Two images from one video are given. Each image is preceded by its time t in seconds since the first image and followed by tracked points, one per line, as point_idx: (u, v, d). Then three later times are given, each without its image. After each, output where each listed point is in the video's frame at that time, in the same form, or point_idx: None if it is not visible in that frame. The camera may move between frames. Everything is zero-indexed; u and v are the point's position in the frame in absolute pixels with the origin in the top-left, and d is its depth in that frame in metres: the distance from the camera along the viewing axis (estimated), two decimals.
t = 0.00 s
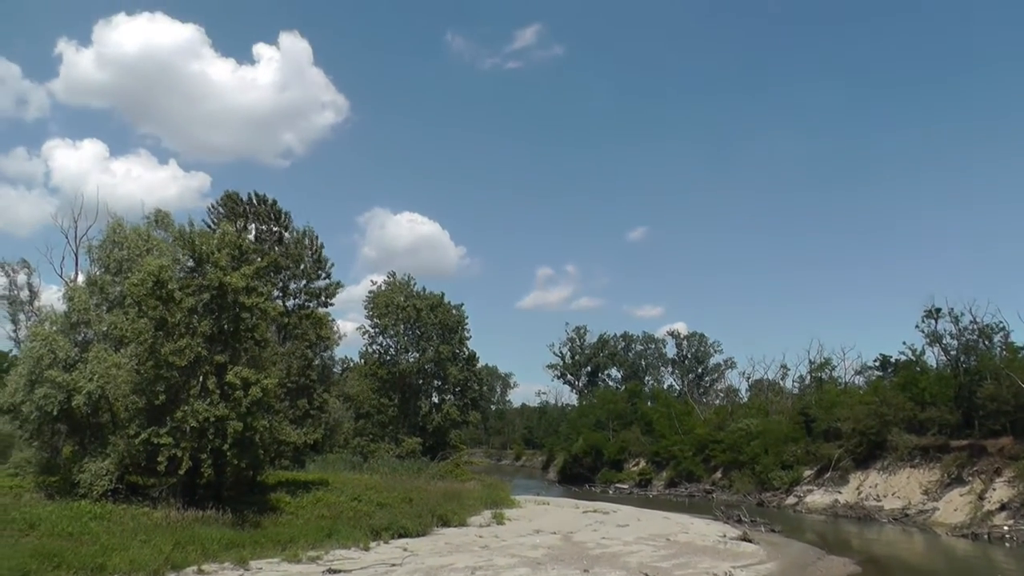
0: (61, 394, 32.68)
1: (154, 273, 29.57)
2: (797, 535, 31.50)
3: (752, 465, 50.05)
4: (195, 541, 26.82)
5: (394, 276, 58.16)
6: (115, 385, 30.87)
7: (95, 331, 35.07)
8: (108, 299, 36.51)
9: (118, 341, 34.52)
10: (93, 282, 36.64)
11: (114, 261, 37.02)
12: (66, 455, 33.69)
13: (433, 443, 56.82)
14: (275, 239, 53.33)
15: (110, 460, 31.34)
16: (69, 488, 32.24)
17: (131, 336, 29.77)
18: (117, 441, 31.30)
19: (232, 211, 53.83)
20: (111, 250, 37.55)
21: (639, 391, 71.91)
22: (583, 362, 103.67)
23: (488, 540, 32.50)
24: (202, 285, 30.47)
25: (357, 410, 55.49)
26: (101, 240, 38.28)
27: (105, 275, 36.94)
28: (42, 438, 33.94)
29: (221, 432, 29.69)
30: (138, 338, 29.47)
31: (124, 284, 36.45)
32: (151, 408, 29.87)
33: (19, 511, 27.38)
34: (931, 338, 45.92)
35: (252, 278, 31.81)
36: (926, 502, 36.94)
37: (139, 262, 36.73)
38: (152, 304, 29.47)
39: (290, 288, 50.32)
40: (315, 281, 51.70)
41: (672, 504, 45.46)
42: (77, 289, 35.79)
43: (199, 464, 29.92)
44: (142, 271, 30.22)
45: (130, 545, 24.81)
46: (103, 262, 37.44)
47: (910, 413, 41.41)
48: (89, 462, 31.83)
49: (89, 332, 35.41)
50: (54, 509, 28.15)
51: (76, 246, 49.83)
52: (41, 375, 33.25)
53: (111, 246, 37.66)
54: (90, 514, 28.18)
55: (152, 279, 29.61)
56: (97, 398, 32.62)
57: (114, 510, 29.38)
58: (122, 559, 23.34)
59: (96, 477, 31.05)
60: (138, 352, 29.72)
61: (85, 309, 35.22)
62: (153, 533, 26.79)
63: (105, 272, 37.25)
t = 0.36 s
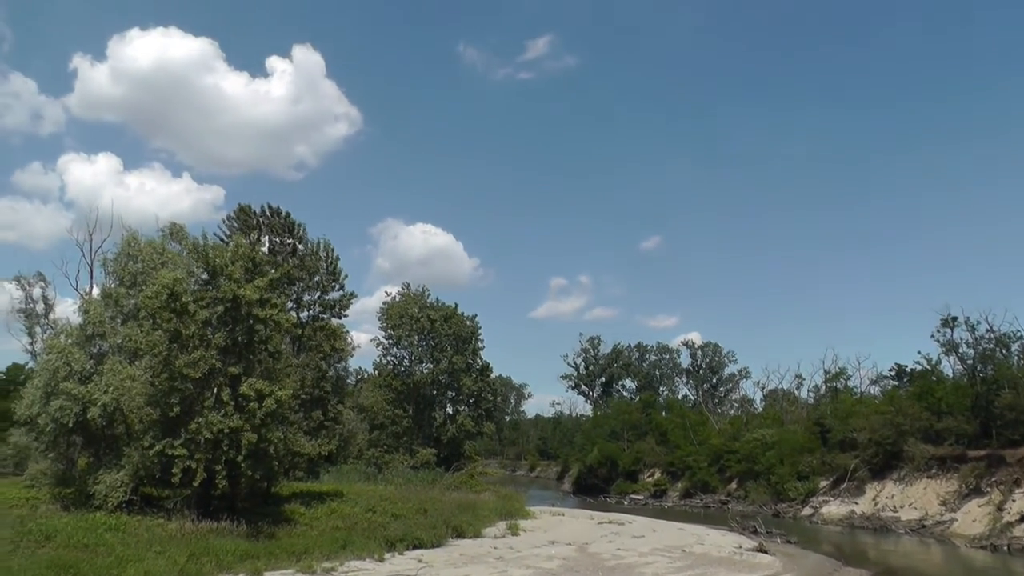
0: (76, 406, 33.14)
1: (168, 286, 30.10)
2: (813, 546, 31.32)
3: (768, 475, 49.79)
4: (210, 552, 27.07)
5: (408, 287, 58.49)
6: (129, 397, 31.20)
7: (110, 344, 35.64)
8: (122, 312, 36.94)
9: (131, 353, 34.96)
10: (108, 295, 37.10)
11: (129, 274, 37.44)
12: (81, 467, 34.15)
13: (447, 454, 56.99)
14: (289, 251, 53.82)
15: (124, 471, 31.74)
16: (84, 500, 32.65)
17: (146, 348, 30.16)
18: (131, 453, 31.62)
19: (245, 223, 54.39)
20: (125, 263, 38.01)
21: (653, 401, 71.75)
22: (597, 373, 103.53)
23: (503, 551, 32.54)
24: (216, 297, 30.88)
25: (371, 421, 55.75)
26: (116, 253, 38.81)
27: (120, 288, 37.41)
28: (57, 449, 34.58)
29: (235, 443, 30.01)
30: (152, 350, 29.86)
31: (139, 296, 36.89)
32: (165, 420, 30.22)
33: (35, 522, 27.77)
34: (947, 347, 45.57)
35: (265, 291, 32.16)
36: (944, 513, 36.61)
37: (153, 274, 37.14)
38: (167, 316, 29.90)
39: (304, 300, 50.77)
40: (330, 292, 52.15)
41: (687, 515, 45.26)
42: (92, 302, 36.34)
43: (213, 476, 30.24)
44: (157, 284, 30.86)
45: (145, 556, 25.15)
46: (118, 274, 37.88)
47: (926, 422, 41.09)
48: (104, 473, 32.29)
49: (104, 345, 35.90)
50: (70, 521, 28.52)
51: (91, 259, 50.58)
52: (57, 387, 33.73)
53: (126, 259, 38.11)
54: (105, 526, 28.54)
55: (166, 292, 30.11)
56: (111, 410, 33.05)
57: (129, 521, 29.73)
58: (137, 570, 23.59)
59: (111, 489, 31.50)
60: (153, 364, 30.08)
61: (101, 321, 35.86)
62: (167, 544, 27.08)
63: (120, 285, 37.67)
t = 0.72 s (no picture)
0: (93, 417, 33.61)
1: (183, 297, 30.51)
2: (830, 557, 31.08)
3: (784, 486, 49.43)
4: (225, 562, 27.32)
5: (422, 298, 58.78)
6: (145, 408, 31.41)
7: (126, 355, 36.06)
8: (138, 323, 37.47)
9: (147, 364, 35.42)
10: (125, 306, 37.69)
11: (145, 286, 38.01)
12: (98, 477, 34.60)
13: (462, 465, 57.12)
14: (303, 262, 54.31)
15: (140, 482, 32.15)
16: (101, 510, 33.04)
17: (162, 360, 30.47)
18: (147, 463, 31.99)
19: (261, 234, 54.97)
20: (142, 275, 38.58)
21: (668, 411, 71.50)
22: (611, 384, 103.31)
23: (518, 561, 32.54)
24: (231, 309, 31.23)
25: (386, 432, 55.90)
26: (132, 265, 39.42)
27: (136, 299, 37.96)
28: (74, 459, 35.12)
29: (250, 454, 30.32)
30: (168, 361, 30.19)
31: (154, 308, 37.37)
32: (180, 431, 30.42)
33: (53, 532, 28.16)
34: (964, 356, 45.14)
35: (279, 302, 32.49)
36: (963, 524, 36.22)
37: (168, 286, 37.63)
38: (182, 328, 30.27)
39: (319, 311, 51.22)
40: (344, 303, 52.56)
41: (702, 525, 45.02)
42: (109, 313, 36.97)
43: (229, 486, 30.55)
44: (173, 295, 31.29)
45: (161, 565, 25.42)
46: (135, 286, 38.47)
47: (943, 432, 40.69)
48: (120, 484, 32.75)
49: (120, 356, 36.48)
50: (87, 531, 28.82)
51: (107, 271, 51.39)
52: (74, 399, 34.20)
53: (142, 271, 38.69)
54: (121, 536, 28.89)
55: (181, 303, 30.52)
56: (128, 421, 33.47)
57: (145, 531, 30.06)
58: None
59: (127, 499, 31.98)
60: (168, 375, 30.29)
61: (117, 333, 36.44)
62: (183, 554, 27.35)
63: (136, 296, 38.23)
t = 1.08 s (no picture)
0: (110, 429, 34.07)
1: (199, 310, 30.97)
2: (849, 569, 30.76)
3: (801, 497, 48.93)
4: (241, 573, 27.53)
5: (437, 309, 59.00)
6: (160, 421, 32.16)
7: (142, 368, 36.78)
8: (155, 336, 38.02)
9: (163, 377, 35.93)
10: (142, 319, 38.28)
11: (161, 299, 38.56)
12: (115, 489, 35.08)
13: (478, 476, 57.17)
14: (318, 274, 54.75)
15: (157, 494, 32.25)
16: (117, 522, 33.48)
17: (178, 372, 30.94)
18: (162, 475, 32.35)
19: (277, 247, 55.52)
20: (159, 288, 39.14)
21: (684, 422, 71.13)
22: (627, 395, 102.93)
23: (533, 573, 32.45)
24: (246, 321, 31.55)
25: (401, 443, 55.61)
26: (149, 278, 40.02)
27: (153, 312, 38.54)
28: (92, 472, 35.62)
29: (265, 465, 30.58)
30: (184, 373, 30.61)
31: (170, 320, 37.89)
32: (197, 443, 30.82)
33: (71, 543, 28.55)
34: (984, 365, 44.60)
35: (293, 314, 32.78)
36: (984, 535, 35.71)
37: (185, 298, 37.64)
38: (198, 341, 30.84)
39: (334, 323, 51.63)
40: (359, 315, 52.94)
41: (719, 536, 44.69)
42: (125, 326, 37.63)
43: (245, 498, 30.81)
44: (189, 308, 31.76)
45: None
46: (151, 299, 39.05)
47: (963, 442, 40.17)
48: (136, 495, 32.94)
49: (136, 369, 37.07)
50: (104, 543, 29.19)
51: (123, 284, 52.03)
52: (91, 411, 34.71)
53: (159, 284, 39.24)
54: (138, 547, 29.24)
55: (197, 316, 30.98)
56: (144, 433, 33.91)
57: (161, 543, 30.40)
58: None
59: (143, 511, 32.01)
60: (184, 387, 30.78)
61: (133, 345, 37.06)
62: (199, 565, 27.61)
63: (153, 309, 38.80)
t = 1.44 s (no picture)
0: (127, 444, 34.58)
1: (214, 326, 31.42)
2: None
3: (819, 508, 48.46)
4: None
5: (452, 323, 59.29)
6: (177, 435, 32.58)
7: (158, 383, 37.26)
8: (170, 351, 38.68)
9: (180, 392, 36.46)
10: (158, 334, 38.84)
11: (177, 314, 39.15)
12: (131, 504, 35.60)
13: (495, 489, 57.25)
14: (334, 289, 55.23)
15: (173, 508, 32.73)
16: (134, 536, 33.94)
17: (194, 387, 31.42)
18: (179, 489, 32.72)
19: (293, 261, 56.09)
20: (174, 304, 39.73)
21: (700, 434, 70.80)
22: (643, 407, 102.58)
23: None
24: (261, 336, 31.92)
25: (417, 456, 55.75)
26: (165, 294, 40.63)
27: (169, 327, 39.16)
28: (109, 486, 36.09)
29: (281, 480, 30.91)
30: (200, 389, 31.00)
31: (186, 336, 38.49)
32: (213, 458, 31.19)
33: (88, 558, 28.98)
34: (1003, 375, 44.15)
35: (307, 328, 33.13)
36: (1007, 547, 35.26)
37: (200, 314, 38.78)
38: (214, 355, 31.27)
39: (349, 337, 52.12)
40: (374, 329, 53.36)
41: (736, 549, 44.41)
42: (141, 342, 38.27)
43: (262, 512, 31.15)
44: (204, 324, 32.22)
45: None
46: (167, 314, 39.66)
47: (983, 453, 39.71)
48: (153, 510, 33.34)
49: (153, 384, 37.67)
50: (120, 558, 29.51)
51: (139, 300, 52.64)
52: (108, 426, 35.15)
53: (175, 299, 39.83)
54: (155, 562, 29.58)
55: (213, 331, 31.43)
56: (160, 448, 34.37)
57: (178, 557, 30.76)
58: None
59: (160, 525, 32.52)
60: (201, 402, 31.22)
61: (149, 360, 37.64)
62: None
63: (168, 325, 39.44)
